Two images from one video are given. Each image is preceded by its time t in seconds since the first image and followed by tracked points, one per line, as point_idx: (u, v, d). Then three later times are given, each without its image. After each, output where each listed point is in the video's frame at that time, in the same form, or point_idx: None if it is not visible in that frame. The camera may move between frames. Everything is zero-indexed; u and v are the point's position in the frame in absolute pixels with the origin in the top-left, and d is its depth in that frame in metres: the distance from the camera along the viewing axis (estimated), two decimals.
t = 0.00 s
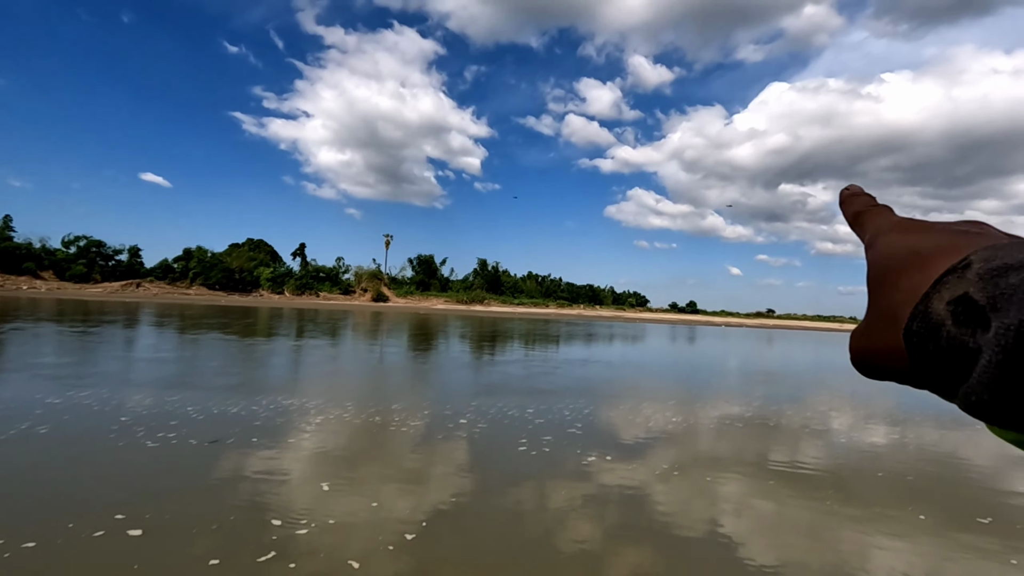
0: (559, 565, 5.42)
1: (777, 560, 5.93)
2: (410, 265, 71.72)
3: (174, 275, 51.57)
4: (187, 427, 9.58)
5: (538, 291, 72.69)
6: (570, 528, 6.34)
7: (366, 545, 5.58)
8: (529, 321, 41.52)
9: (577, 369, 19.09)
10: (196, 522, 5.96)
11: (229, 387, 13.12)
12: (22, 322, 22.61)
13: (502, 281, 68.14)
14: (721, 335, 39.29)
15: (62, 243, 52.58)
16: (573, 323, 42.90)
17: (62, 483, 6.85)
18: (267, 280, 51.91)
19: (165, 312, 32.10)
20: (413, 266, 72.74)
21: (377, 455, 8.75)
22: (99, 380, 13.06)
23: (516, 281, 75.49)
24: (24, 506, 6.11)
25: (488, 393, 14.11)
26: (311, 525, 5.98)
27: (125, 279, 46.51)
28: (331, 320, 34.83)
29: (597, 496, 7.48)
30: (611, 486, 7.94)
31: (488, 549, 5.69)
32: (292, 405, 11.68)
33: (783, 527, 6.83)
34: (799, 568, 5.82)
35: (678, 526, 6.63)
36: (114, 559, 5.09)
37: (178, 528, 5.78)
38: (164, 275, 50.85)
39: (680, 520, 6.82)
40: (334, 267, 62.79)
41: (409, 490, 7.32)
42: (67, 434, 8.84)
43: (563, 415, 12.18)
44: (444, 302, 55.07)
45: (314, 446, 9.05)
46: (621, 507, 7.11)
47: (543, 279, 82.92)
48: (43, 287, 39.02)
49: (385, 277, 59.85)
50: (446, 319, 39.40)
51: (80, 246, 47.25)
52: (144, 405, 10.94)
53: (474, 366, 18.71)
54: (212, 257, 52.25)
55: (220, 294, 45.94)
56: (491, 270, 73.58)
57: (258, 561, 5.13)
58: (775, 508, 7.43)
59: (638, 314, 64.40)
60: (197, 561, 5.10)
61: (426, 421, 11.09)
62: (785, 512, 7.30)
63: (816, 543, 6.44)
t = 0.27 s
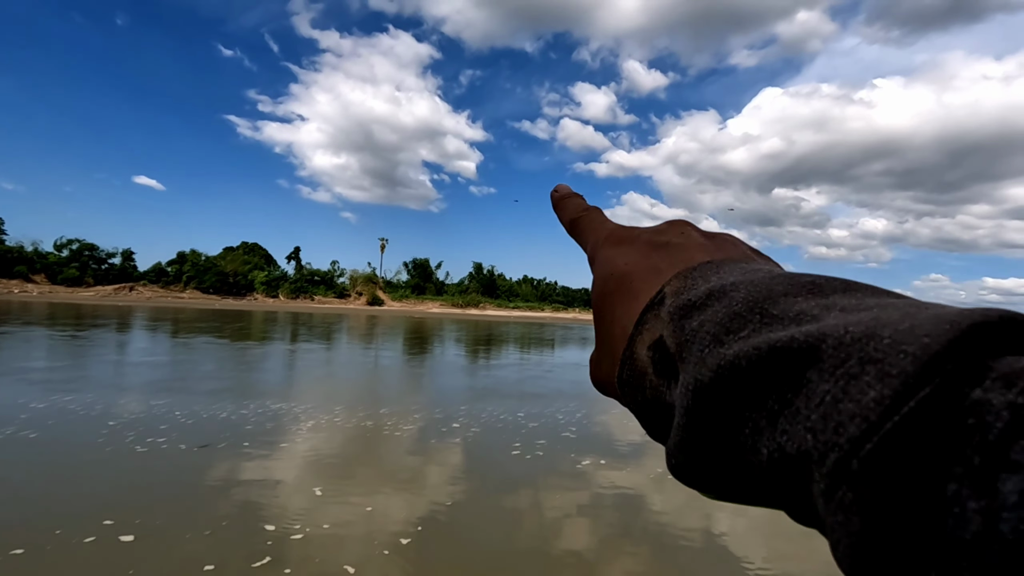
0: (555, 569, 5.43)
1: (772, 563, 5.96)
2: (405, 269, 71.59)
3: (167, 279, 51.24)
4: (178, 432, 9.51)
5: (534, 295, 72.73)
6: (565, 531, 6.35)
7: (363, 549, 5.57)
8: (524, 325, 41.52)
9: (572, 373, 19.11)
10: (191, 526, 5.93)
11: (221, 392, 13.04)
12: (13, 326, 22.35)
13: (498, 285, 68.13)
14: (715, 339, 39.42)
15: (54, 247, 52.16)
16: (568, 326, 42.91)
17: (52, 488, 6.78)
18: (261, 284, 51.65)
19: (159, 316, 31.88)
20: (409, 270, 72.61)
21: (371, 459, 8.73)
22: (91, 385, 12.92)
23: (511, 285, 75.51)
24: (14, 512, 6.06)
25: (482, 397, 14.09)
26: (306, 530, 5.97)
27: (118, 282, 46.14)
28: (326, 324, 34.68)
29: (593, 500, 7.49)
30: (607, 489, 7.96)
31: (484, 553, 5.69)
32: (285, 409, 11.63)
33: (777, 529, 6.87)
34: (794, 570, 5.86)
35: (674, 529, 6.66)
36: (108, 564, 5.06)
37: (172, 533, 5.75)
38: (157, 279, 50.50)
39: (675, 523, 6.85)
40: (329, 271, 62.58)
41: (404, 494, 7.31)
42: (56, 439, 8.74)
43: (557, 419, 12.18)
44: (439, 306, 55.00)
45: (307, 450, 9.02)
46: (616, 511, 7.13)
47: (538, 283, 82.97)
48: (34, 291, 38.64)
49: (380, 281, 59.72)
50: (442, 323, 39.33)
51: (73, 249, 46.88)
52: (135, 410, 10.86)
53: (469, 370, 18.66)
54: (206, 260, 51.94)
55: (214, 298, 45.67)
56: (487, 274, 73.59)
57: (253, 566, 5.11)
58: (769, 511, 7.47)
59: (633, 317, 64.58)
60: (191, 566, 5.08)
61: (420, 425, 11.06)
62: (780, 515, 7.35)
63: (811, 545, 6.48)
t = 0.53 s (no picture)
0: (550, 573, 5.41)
1: (768, 567, 5.96)
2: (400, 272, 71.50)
3: (161, 282, 50.98)
4: (168, 436, 9.43)
5: (530, 298, 72.74)
6: (561, 535, 6.33)
7: (357, 553, 5.53)
8: (520, 328, 41.53)
9: (567, 376, 19.11)
10: (182, 531, 5.88)
11: (214, 395, 12.96)
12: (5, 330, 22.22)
13: (494, 288, 68.14)
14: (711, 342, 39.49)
15: (46, 249, 51.84)
16: (564, 330, 42.96)
17: (40, 493, 6.71)
18: (256, 287, 51.48)
19: (152, 319, 31.69)
20: (404, 273, 72.55)
21: (365, 463, 8.68)
22: (82, 388, 12.84)
23: (507, 288, 75.51)
24: (2, 517, 5.98)
25: (477, 401, 14.06)
26: (299, 533, 5.92)
27: (111, 285, 45.90)
28: (321, 327, 34.58)
29: (588, 503, 7.47)
30: (602, 493, 7.94)
31: (479, 557, 5.66)
32: (278, 413, 11.57)
33: (772, 532, 6.87)
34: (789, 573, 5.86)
35: (669, 532, 6.64)
36: (98, 569, 4.99)
37: (163, 538, 5.70)
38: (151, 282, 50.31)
39: (670, 526, 6.84)
40: (324, 274, 62.43)
41: (398, 498, 7.27)
42: (44, 443, 8.66)
43: (551, 422, 12.16)
44: (435, 309, 54.94)
45: (300, 454, 8.96)
46: (611, 514, 7.11)
47: (534, 286, 83.06)
48: (26, 294, 38.37)
49: (375, 284, 59.62)
50: (437, 327, 39.29)
51: (65, 252, 46.60)
52: (126, 414, 10.77)
53: (464, 374, 18.64)
54: (200, 263, 51.72)
55: (208, 301, 45.48)
56: (483, 277, 73.60)
57: (245, 571, 5.06)
58: (765, 514, 7.47)
59: (628, 320, 64.70)
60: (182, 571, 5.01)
61: (414, 429, 11.02)
62: (776, 518, 7.35)
63: (805, 548, 6.48)
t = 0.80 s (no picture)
0: None
1: (763, 569, 5.97)
2: (396, 274, 71.42)
3: (155, 284, 50.78)
4: (161, 439, 9.39)
5: (525, 300, 72.74)
6: (557, 538, 6.32)
7: (353, 557, 5.51)
8: (515, 330, 41.54)
9: (562, 379, 19.14)
10: (176, 535, 5.83)
11: (209, 398, 12.92)
12: None
13: (489, 290, 68.15)
14: (706, 345, 39.60)
15: (39, 251, 51.59)
16: (559, 332, 42.97)
17: (31, 498, 6.65)
18: (250, 289, 51.32)
19: (145, 321, 31.58)
20: (400, 275, 72.48)
21: (360, 466, 8.65)
22: (74, 391, 12.78)
23: (503, 290, 75.53)
24: None
25: (473, 403, 14.07)
26: (294, 537, 5.90)
27: (103, 287, 45.67)
28: (316, 330, 34.50)
29: (584, 506, 7.47)
30: (597, 495, 7.95)
31: (475, 560, 5.65)
32: (273, 416, 11.54)
33: (768, 534, 6.89)
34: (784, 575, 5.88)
35: (665, 535, 6.65)
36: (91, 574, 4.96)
37: (157, 542, 5.66)
38: (145, 284, 50.08)
39: (666, 528, 6.86)
40: (319, 276, 62.30)
41: (394, 500, 7.25)
42: (35, 446, 8.60)
43: (546, 424, 12.17)
44: (430, 311, 54.90)
45: (295, 457, 8.94)
46: (607, 517, 7.12)
47: (529, 289, 83.13)
48: (18, 296, 38.14)
49: (370, 286, 59.50)
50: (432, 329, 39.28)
51: (58, 254, 46.38)
52: (117, 417, 10.71)
53: (460, 376, 18.66)
54: (194, 265, 51.54)
55: (202, 303, 45.31)
56: (478, 279, 73.59)
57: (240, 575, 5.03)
58: (760, 516, 7.49)
59: (623, 323, 64.81)
60: None
61: (408, 431, 11.00)
62: (771, 520, 7.38)
63: (800, 550, 6.51)
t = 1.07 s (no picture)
0: None
1: (758, 570, 5.98)
2: (390, 276, 71.20)
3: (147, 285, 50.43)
4: (151, 443, 9.27)
5: (521, 302, 72.74)
6: (551, 540, 6.30)
7: (346, 560, 5.47)
8: (511, 332, 41.53)
9: (557, 381, 19.13)
10: (166, 539, 5.78)
11: (201, 401, 12.79)
12: None
13: (484, 292, 68.11)
14: (700, 346, 39.70)
15: (30, 253, 51.06)
16: (554, 334, 42.94)
17: (18, 502, 6.56)
18: (244, 291, 51.08)
19: (138, 324, 31.30)
20: (395, 277, 72.34)
21: (354, 470, 8.57)
22: (65, 394, 12.65)
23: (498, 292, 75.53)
24: None
25: (467, 406, 14.01)
26: (286, 541, 5.85)
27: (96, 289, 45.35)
28: (310, 332, 34.35)
29: (579, 509, 7.44)
30: (592, 497, 7.93)
31: (470, 563, 5.62)
32: (266, 419, 11.44)
33: (762, 535, 6.90)
34: None
35: (660, 537, 6.64)
36: None
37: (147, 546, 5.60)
38: (137, 286, 49.76)
39: (661, 530, 6.85)
40: (314, 278, 62.09)
41: (388, 503, 7.21)
42: (22, 450, 8.49)
43: (538, 427, 12.13)
44: (425, 313, 54.82)
45: (287, 460, 8.87)
46: (601, 519, 7.10)
47: (524, 291, 83.15)
48: (9, 298, 37.81)
49: (365, 288, 59.34)
50: (427, 331, 39.18)
51: (49, 255, 45.89)
52: (107, 420, 10.61)
53: (455, 379, 18.60)
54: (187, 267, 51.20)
55: (195, 305, 45.05)
56: (473, 281, 73.53)
57: None
58: (755, 518, 7.49)
59: (618, 325, 64.89)
60: None
61: (401, 434, 10.96)
62: (766, 521, 7.39)
63: (794, 551, 6.52)
